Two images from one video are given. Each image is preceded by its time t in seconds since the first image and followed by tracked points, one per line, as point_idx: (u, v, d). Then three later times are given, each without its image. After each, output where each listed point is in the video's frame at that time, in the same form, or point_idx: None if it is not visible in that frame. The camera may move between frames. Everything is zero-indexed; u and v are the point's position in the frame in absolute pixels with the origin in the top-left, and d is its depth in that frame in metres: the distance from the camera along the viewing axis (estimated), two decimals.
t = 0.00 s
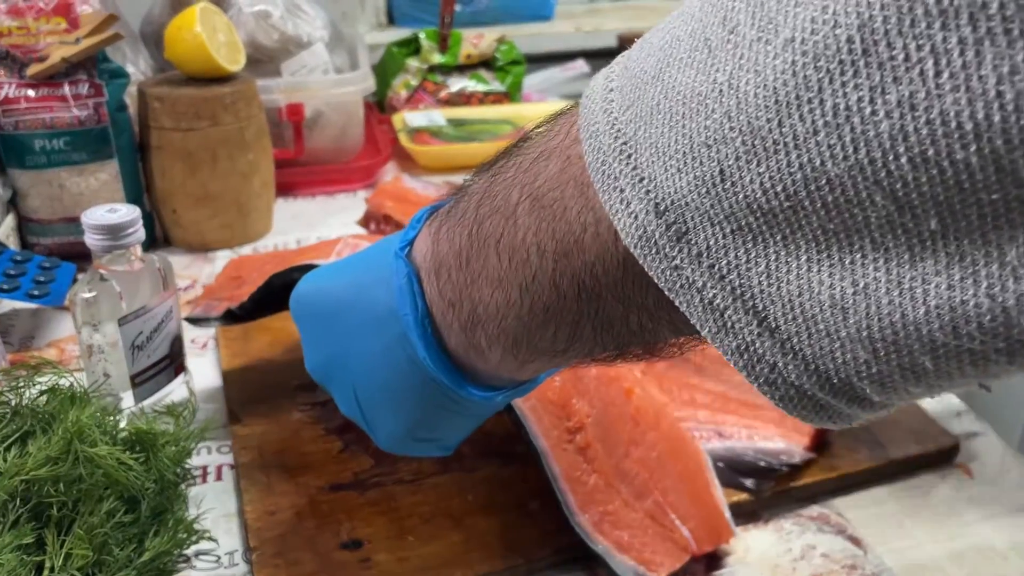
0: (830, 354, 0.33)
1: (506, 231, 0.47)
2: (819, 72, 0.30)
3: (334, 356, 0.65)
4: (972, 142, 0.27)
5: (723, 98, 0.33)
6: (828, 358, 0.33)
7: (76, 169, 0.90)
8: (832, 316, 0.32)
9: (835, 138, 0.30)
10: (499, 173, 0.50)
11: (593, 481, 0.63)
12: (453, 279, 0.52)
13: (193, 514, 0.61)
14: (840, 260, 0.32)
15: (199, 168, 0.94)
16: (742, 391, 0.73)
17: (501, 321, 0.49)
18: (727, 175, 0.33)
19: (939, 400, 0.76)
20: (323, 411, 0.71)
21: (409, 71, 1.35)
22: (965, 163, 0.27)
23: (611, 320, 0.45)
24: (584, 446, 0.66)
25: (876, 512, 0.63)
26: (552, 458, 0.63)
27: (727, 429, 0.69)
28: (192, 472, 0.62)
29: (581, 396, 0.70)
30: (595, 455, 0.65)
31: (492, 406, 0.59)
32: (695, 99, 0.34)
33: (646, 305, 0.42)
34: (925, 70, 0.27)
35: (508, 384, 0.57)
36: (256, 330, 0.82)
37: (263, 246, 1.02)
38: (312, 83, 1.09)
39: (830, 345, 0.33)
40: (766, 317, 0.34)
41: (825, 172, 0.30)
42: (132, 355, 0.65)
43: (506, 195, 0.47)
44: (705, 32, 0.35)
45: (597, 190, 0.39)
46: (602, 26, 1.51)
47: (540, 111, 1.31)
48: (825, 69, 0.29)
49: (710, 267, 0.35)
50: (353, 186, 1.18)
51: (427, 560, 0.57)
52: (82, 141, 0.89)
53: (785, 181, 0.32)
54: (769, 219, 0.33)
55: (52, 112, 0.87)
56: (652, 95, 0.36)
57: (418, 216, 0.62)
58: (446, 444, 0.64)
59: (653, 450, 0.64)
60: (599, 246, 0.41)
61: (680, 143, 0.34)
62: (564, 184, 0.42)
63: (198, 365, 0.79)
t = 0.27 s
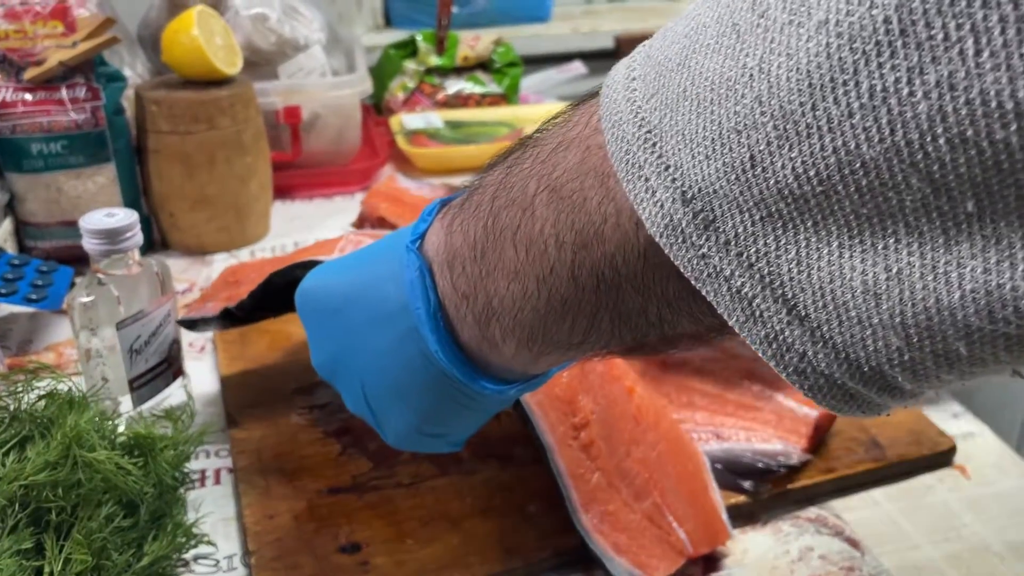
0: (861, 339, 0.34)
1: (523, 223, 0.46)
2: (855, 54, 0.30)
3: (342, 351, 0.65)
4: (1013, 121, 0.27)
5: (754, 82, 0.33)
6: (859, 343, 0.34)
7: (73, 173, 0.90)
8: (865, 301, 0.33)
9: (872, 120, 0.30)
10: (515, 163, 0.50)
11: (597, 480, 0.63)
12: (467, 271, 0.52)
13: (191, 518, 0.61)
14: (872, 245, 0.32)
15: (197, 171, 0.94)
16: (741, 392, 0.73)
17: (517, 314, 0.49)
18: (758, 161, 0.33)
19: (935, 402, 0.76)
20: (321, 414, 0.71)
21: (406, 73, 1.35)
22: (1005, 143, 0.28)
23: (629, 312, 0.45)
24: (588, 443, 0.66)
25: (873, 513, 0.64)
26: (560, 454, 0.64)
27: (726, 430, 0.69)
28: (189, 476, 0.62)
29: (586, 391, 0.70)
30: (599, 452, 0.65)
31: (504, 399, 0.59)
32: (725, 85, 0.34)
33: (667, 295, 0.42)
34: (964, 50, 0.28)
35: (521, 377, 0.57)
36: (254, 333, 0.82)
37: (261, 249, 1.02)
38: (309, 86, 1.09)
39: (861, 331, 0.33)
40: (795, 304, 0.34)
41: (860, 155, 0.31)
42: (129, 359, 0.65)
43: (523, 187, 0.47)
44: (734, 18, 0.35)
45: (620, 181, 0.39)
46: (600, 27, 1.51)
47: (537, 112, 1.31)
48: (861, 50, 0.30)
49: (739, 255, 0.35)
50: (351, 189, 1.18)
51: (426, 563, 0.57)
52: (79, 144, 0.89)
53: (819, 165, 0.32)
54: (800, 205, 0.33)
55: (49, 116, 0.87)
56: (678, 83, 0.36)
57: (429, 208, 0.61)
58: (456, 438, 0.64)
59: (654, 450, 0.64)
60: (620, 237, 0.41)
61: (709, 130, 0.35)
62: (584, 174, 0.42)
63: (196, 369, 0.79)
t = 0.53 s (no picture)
0: (873, 340, 0.35)
1: (531, 227, 0.47)
2: (876, 59, 0.31)
3: (342, 359, 0.64)
4: None
5: (771, 87, 0.34)
6: (872, 344, 0.35)
7: (68, 175, 0.90)
8: (881, 303, 0.34)
9: (892, 124, 0.31)
10: (520, 166, 0.50)
11: (596, 477, 0.62)
12: (474, 276, 0.52)
13: (187, 520, 0.61)
14: (889, 247, 0.34)
15: (192, 173, 0.93)
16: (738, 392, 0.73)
17: (527, 317, 0.49)
18: (775, 165, 0.34)
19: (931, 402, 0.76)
20: (318, 415, 0.71)
21: (402, 74, 1.35)
22: None
23: (641, 315, 0.45)
24: (589, 439, 0.64)
25: (870, 512, 0.64)
26: (561, 450, 0.63)
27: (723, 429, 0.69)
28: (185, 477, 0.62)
29: (586, 386, 0.68)
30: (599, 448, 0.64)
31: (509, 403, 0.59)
32: (741, 88, 0.35)
33: (680, 298, 0.42)
34: (987, 55, 0.29)
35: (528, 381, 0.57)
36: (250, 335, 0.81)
37: (257, 250, 1.01)
38: (303, 88, 1.09)
39: (875, 332, 0.35)
40: (809, 307, 0.35)
41: (880, 159, 0.32)
42: (125, 361, 0.65)
43: (529, 191, 0.47)
44: (748, 20, 0.36)
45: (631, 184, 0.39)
46: (594, 28, 1.51)
47: (532, 114, 1.31)
48: (882, 55, 0.31)
49: (753, 259, 0.36)
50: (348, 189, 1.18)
51: (423, 564, 0.57)
52: (73, 146, 0.89)
53: (837, 169, 0.33)
54: (817, 209, 0.34)
55: (43, 117, 0.87)
56: (689, 87, 0.37)
57: (430, 211, 0.61)
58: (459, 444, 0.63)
59: (653, 447, 0.64)
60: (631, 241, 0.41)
61: (725, 135, 0.35)
62: (595, 177, 0.43)
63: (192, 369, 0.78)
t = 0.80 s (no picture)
0: (916, 367, 0.32)
1: (551, 230, 0.43)
2: (936, 62, 0.28)
3: (347, 364, 0.62)
4: None
5: (817, 89, 0.31)
6: (915, 370, 0.32)
7: (59, 175, 0.89)
8: (928, 328, 0.31)
9: (949, 134, 0.28)
10: (537, 166, 0.46)
11: (606, 478, 0.61)
12: (486, 280, 0.49)
13: (180, 519, 0.60)
14: (938, 267, 0.31)
15: (184, 173, 0.93)
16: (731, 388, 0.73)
17: (545, 325, 0.47)
18: (816, 174, 0.32)
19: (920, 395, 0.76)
20: (311, 414, 0.71)
21: (394, 74, 1.35)
22: None
23: (669, 325, 0.42)
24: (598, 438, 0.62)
25: (862, 507, 0.64)
26: (573, 451, 0.61)
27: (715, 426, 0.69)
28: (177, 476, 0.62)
29: (596, 386, 0.65)
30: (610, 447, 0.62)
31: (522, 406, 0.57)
32: (783, 89, 0.32)
33: (713, 309, 0.39)
34: None
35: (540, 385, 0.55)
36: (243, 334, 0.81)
37: (250, 250, 1.01)
38: (297, 87, 1.09)
39: (920, 359, 0.32)
40: (847, 327, 0.33)
41: (933, 172, 0.29)
42: (117, 361, 0.65)
43: (547, 193, 0.44)
44: (794, 17, 0.33)
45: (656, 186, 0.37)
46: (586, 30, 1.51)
47: (526, 113, 1.32)
48: (943, 59, 0.28)
49: (787, 274, 0.33)
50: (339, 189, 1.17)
51: (415, 561, 0.57)
52: (65, 146, 0.89)
53: (885, 182, 0.30)
54: (860, 223, 0.31)
55: (35, 118, 0.87)
56: (726, 87, 0.34)
57: (434, 212, 0.59)
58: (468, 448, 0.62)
59: (653, 448, 0.62)
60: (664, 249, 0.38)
61: (762, 140, 0.33)
62: (622, 181, 0.39)
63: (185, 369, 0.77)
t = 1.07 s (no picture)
0: (894, 323, 0.32)
1: (543, 201, 0.44)
2: (905, 31, 0.29)
3: (346, 341, 0.63)
4: None
5: (795, 57, 0.32)
6: (893, 326, 0.33)
7: (51, 175, 0.90)
8: (904, 285, 0.32)
9: (919, 99, 0.29)
10: (530, 140, 0.46)
11: (589, 454, 0.63)
12: (479, 252, 0.49)
13: (171, 511, 0.61)
14: (911, 226, 0.31)
15: (176, 173, 0.94)
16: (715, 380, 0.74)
17: (537, 296, 0.46)
18: (795, 140, 0.32)
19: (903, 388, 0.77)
20: (301, 408, 0.72)
21: (384, 75, 1.36)
22: None
23: (655, 292, 0.42)
24: (583, 416, 0.66)
25: (843, 496, 0.65)
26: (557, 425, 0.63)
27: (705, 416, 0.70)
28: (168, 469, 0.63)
29: (581, 363, 0.70)
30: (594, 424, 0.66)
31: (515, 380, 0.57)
32: (763, 59, 0.33)
33: (697, 275, 0.40)
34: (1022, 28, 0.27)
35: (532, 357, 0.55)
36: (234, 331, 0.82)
37: (241, 249, 1.02)
38: (288, 87, 1.10)
39: (896, 315, 0.32)
40: (827, 287, 0.33)
41: (905, 135, 0.30)
42: (109, 356, 0.65)
43: (539, 165, 0.44)
44: None
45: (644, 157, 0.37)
46: (577, 30, 1.54)
47: (516, 112, 1.32)
48: (911, 27, 0.29)
49: (769, 236, 0.34)
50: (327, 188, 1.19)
51: (404, 550, 0.58)
52: (57, 146, 0.89)
53: (859, 145, 0.31)
54: (837, 184, 0.32)
55: (26, 118, 0.87)
56: (710, 59, 0.35)
57: (429, 186, 0.58)
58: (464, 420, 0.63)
59: (638, 428, 0.65)
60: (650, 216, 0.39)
61: (744, 108, 0.33)
62: (609, 155, 0.40)
63: (177, 365, 0.78)
